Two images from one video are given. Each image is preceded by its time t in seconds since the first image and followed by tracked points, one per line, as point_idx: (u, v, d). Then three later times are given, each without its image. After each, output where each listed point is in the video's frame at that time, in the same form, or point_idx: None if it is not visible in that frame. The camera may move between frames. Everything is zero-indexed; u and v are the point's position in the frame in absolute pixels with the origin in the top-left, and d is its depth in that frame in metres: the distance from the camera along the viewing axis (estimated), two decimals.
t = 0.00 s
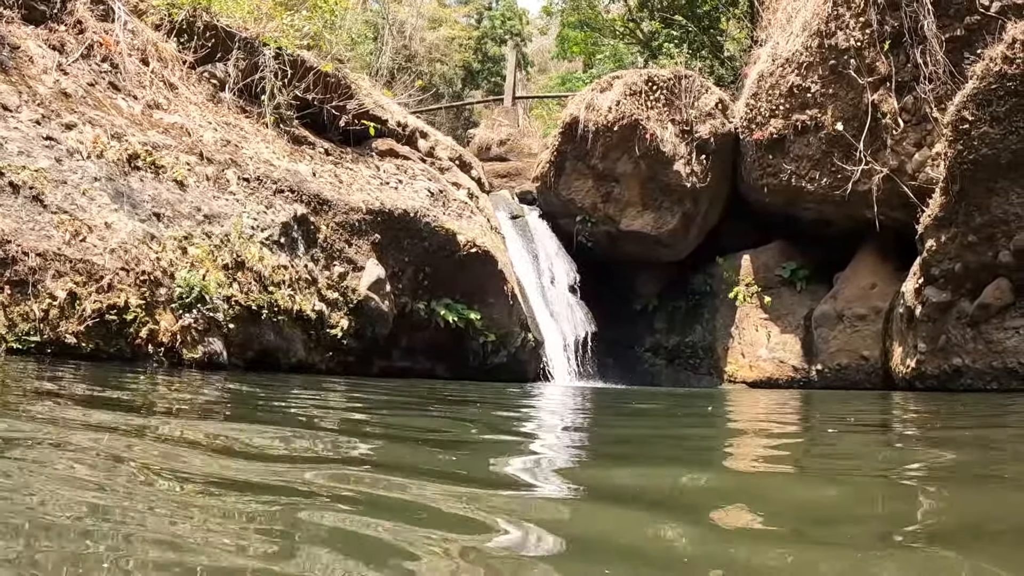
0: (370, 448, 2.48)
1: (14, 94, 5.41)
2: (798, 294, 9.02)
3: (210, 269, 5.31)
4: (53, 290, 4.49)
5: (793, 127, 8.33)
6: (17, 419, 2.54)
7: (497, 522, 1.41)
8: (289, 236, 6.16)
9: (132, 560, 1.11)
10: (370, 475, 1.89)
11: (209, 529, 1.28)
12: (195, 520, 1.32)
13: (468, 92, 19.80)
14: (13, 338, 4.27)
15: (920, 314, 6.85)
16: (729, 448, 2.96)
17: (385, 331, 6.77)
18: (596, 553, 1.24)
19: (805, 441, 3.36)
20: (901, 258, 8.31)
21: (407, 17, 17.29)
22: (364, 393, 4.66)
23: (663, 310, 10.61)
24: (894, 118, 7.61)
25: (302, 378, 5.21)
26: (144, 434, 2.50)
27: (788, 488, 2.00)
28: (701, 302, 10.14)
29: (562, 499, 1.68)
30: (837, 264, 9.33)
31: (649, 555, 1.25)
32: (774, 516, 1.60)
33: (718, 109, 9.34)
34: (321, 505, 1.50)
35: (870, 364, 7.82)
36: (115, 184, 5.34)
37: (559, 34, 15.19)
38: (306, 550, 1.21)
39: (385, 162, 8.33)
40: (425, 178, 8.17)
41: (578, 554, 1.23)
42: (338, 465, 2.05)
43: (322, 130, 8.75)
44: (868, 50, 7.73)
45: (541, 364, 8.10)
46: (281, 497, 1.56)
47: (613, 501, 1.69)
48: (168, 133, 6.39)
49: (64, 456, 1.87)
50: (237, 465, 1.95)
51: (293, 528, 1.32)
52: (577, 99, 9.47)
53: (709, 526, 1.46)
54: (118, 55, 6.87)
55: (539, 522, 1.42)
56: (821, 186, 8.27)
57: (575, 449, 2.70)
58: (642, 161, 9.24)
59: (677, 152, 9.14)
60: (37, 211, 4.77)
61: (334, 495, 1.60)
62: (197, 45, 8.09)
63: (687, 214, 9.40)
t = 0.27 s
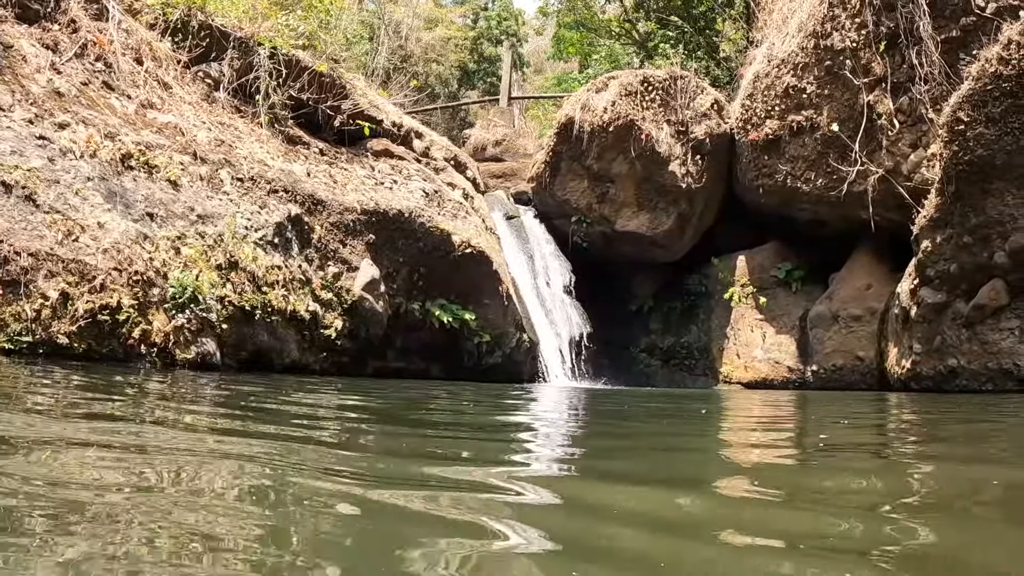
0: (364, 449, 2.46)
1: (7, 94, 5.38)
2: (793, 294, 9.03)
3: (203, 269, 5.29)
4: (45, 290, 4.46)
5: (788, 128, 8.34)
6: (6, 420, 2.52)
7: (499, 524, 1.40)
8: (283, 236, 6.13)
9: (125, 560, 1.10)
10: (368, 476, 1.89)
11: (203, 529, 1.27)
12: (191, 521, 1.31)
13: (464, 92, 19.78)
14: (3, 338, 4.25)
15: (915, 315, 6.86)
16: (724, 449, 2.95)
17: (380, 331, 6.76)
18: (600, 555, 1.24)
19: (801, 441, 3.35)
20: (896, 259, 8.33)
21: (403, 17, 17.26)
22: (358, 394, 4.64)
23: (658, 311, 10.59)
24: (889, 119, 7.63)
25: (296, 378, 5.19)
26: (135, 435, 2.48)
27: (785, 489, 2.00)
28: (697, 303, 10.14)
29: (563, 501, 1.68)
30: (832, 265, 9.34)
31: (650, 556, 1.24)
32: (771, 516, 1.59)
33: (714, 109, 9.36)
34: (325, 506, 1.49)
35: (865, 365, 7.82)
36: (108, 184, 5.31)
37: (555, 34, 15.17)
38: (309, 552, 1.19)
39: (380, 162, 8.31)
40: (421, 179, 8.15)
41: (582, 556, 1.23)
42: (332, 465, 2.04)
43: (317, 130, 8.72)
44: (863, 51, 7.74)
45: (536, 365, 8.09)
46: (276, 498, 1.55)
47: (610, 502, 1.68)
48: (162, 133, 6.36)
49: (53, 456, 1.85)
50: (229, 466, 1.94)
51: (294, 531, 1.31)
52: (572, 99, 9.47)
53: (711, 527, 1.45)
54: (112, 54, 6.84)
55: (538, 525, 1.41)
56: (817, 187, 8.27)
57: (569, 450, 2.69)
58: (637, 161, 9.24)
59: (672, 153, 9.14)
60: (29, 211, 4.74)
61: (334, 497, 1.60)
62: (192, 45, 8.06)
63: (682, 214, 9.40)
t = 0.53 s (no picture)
0: (360, 449, 2.46)
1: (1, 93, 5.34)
2: (789, 294, 9.04)
3: (198, 269, 5.27)
4: (40, 290, 4.44)
5: (784, 128, 8.35)
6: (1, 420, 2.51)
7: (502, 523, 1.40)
8: (278, 236, 6.12)
9: (125, 558, 1.10)
10: (366, 475, 1.88)
11: (204, 527, 1.27)
12: (192, 519, 1.31)
13: (460, 92, 19.77)
14: None
15: (911, 314, 6.87)
16: (721, 448, 2.95)
17: (375, 331, 6.75)
18: (604, 554, 1.23)
19: (797, 441, 3.36)
20: (892, 259, 8.35)
21: (399, 17, 17.24)
22: (353, 394, 4.64)
23: (654, 311, 10.59)
24: (885, 119, 7.65)
25: (291, 378, 5.17)
26: (131, 435, 2.47)
27: (784, 488, 2.00)
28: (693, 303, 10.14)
29: (563, 500, 1.67)
30: (827, 265, 9.35)
31: (653, 556, 1.24)
32: (772, 515, 1.60)
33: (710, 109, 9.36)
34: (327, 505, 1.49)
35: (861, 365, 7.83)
36: (103, 184, 5.29)
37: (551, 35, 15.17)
38: (313, 550, 1.19)
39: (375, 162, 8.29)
40: (416, 179, 8.14)
41: (587, 555, 1.23)
42: (331, 465, 2.04)
43: (312, 129, 8.70)
44: (859, 51, 7.77)
45: (532, 365, 8.08)
46: (276, 496, 1.55)
47: (612, 501, 1.68)
48: (157, 133, 6.33)
49: (49, 457, 1.84)
50: (226, 466, 1.93)
51: (297, 528, 1.30)
52: (568, 99, 9.47)
53: (714, 527, 1.45)
54: (107, 54, 6.81)
55: (541, 525, 1.41)
56: (812, 187, 8.29)
57: (567, 450, 2.69)
58: (633, 161, 9.25)
59: (668, 153, 9.14)
60: (24, 210, 4.71)
61: (334, 496, 1.59)
62: (187, 44, 8.03)
63: (678, 214, 9.40)
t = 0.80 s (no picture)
0: (354, 449, 2.44)
1: None
2: (784, 294, 9.04)
3: (192, 268, 5.24)
4: (31, 290, 4.41)
5: (779, 128, 8.35)
6: None
7: (500, 524, 1.38)
8: (272, 236, 6.09)
9: (111, 562, 1.08)
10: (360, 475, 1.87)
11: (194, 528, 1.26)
12: (181, 520, 1.29)
13: (455, 93, 19.75)
14: None
15: (906, 314, 6.88)
16: (717, 448, 2.93)
17: (370, 331, 6.72)
18: (599, 554, 1.22)
19: (794, 441, 3.34)
20: (887, 259, 8.35)
21: (395, 17, 17.21)
22: (347, 394, 4.61)
23: (649, 311, 10.58)
24: (880, 119, 7.66)
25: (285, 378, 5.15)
26: (123, 434, 2.44)
27: (781, 488, 1.99)
28: (688, 303, 10.14)
29: (558, 501, 1.66)
30: (822, 265, 9.36)
31: (648, 556, 1.23)
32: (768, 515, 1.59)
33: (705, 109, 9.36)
34: (321, 505, 1.47)
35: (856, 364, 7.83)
36: (96, 183, 5.25)
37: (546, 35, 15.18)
38: (312, 551, 1.17)
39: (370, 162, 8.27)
40: (411, 179, 8.12)
41: (583, 556, 1.22)
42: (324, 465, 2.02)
43: (307, 129, 8.67)
44: (854, 51, 7.78)
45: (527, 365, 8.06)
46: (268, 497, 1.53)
47: (606, 502, 1.67)
48: (150, 132, 6.30)
49: (37, 456, 1.81)
50: (217, 466, 1.91)
51: (293, 530, 1.28)
52: (563, 99, 9.46)
53: (714, 528, 1.44)
54: (100, 53, 6.77)
55: (539, 525, 1.39)
56: (807, 187, 8.28)
57: (562, 450, 2.67)
58: (628, 161, 9.24)
59: (663, 153, 9.13)
60: (16, 209, 4.67)
61: (327, 496, 1.58)
62: (181, 44, 7.99)
63: (673, 214, 9.39)
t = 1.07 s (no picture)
0: (345, 449, 2.42)
1: None
2: (780, 296, 9.04)
3: (184, 269, 5.22)
4: (22, 291, 4.36)
5: (774, 129, 8.34)
6: None
7: (494, 525, 1.37)
8: (266, 237, 6.06)
9: (97, 562, 1.06)
10: (350, 476, 1.85)
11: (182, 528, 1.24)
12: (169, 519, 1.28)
13: (450, 94, 19.72)
14: None
15: (902, 315, 6.88)
16: (712, 449, 2.91)
17: (364, 333, 6.70)
18: (592, 556, 1.21)
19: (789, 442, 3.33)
20: (882, 260, 8.35)
21: (391, 19, 17.19)
22: (340, 396, 4.59)
23: (645, 312, 10.57)
24: (875, 120, 7.67)
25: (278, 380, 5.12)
26: (111, 436, 2.40)
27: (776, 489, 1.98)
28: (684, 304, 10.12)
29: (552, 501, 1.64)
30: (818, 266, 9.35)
31: (642, 558, 1.21)
32: (765, 517, 1.57)
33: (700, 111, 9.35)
34: (312, 506, 1.45)
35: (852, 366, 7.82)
36: (88, 183, 5.22)
37: (542, 37, 15.17)
38: (300, 552, 1.16)
39: (365, 163, 8.24)
40: (405, 180, 8.09)
41: (575, 557, 1.20)
42: (314, 467, 2.00)
43: (301, 130, 8.64)
44: (850, 52, 7.79)
45: (522, 367, 8.04)
46: (257, 497, 1.52)
47: (601, 503, 1.65)
48: (143, 133, 6.27)
49: (22, 458, 1.78)
50: (206, 467, 1.88)
51: (287, 531, 1.27)
52: (558, 100, 9.45)
53: (710, 528, 1.43)
54: (94, 54, 6.74)
55: (532, 526, 1.38)
56: (803, 188, 8.28)
57: (557, 452, 2.65)
58: (623, 163, 9.24)
59: (658, 154, 9.13)
60: (7, 210, 4.63)
61: (318, 496, 1.56)
62: (176, 45, 7.96)
63: (669, 215, 9.36)
